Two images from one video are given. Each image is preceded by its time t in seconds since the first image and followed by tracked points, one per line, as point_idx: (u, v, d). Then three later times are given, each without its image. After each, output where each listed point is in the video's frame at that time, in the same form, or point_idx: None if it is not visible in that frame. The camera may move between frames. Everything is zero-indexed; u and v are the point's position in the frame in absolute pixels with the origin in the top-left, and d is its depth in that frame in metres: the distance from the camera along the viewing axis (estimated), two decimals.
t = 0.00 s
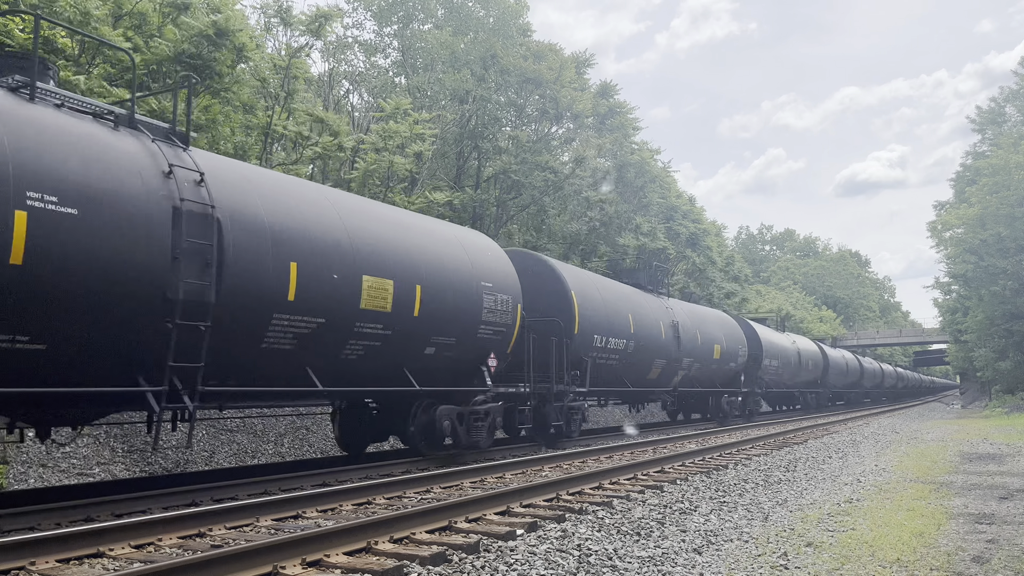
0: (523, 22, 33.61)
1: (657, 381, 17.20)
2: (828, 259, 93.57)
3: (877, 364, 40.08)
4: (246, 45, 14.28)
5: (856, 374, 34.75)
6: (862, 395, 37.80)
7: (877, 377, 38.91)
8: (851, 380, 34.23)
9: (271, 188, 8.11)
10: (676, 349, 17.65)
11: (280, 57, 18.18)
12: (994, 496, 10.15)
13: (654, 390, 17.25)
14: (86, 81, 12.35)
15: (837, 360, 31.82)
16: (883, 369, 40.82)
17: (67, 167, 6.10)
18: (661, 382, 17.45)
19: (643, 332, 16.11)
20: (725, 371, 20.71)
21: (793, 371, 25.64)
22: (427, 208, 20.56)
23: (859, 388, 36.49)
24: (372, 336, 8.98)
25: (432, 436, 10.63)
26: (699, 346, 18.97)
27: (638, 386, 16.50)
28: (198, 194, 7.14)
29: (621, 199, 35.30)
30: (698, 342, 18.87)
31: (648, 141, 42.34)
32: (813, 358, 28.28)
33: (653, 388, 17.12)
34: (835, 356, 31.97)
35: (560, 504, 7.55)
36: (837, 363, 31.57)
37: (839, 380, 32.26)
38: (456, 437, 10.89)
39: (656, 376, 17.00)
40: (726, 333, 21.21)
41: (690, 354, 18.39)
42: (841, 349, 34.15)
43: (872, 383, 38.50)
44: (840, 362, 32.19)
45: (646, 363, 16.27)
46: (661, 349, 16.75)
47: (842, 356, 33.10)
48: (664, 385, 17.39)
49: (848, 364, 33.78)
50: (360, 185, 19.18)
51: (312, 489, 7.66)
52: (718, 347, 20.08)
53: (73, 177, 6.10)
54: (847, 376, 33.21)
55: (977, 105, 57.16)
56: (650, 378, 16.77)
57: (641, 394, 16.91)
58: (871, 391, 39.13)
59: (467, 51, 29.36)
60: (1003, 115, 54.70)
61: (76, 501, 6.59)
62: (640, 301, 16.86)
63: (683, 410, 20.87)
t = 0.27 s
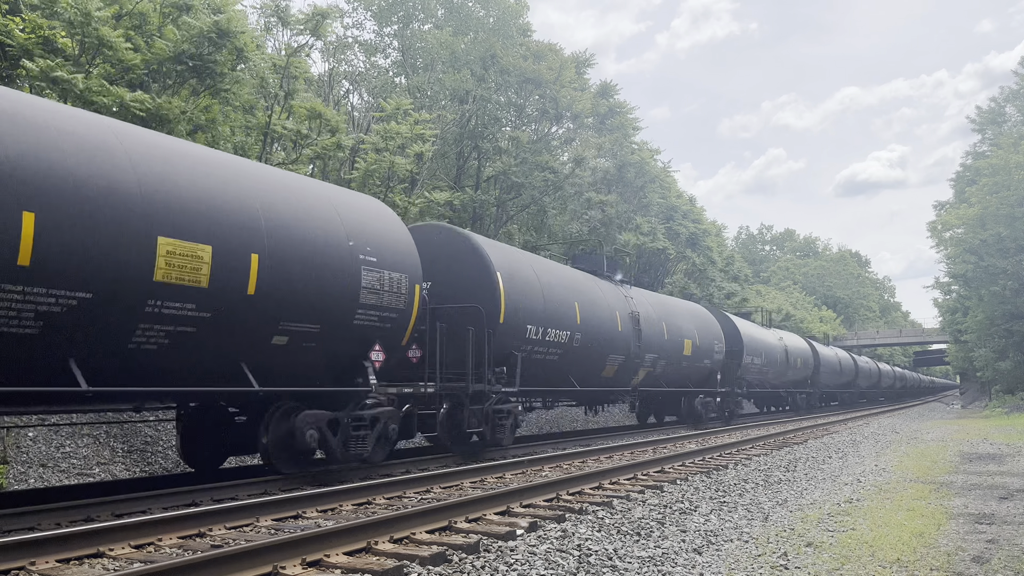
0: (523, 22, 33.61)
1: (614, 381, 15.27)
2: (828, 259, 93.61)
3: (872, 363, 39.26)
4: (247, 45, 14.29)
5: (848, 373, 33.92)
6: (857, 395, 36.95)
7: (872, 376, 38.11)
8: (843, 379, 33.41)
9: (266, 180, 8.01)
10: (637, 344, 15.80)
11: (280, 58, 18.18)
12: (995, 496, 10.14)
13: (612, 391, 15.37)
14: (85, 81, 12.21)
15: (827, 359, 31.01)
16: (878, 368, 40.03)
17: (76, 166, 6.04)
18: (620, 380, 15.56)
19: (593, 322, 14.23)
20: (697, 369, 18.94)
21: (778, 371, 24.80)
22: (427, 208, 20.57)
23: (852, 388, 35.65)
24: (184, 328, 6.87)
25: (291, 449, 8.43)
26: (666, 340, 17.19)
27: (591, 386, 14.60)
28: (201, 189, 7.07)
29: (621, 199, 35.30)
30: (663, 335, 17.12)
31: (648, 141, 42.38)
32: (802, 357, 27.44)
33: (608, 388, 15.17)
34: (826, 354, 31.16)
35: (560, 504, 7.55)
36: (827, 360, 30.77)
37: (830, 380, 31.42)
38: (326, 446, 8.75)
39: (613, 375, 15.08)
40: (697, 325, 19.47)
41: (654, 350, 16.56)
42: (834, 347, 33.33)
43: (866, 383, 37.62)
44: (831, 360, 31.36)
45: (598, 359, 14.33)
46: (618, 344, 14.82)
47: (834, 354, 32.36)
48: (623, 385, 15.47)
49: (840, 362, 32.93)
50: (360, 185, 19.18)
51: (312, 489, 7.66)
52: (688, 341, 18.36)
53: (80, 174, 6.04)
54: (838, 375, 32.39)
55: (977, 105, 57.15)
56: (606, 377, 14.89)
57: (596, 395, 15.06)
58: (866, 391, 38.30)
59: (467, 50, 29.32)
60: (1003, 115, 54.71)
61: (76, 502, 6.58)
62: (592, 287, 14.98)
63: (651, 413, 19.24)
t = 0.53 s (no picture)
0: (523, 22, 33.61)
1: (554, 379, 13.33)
2: (828, 259, 93.60)
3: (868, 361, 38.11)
4: (246, 45, 14.30)
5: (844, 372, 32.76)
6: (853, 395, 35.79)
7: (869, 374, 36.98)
8: (839, 378, 32.26)
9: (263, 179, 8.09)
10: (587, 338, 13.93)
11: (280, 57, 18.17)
12: (994, 496, 10.14)
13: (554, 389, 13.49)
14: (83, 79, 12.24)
15: (822, 358, 29.79)
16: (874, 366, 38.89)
17: (73, 164, 6.12)
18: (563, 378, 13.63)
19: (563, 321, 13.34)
20: (661, 366, 17.08)
21: (768, 373, 23.53)
22: (427, 208, 20.56)
23: (848, 387, 34.53)
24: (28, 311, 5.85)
25: (63, 474, 6.32)
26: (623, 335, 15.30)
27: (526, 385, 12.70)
28: (196, 187, 7.16)
29: (621, 199, 35.30)
30: (619, 329, 15.24)
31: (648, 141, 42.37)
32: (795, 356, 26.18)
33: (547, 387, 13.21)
34: (820, 352, 29.95)
35: (560, 504, 7.55)
36: (823, 360, 29.58)
37: (826, 380, 30.21)
38: (110, 466, 6.53)
39: (552, 373, 13.14)
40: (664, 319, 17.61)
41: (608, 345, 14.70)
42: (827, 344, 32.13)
43: (863, 382, 36.47)
44: (826, 358, 30.18)
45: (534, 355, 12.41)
46: (559, 338, 12.92)
47: (828, 352, 31.20)
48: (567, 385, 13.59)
49: (836, 360, 31.77)
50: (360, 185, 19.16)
51: (312, 489, 7.65)
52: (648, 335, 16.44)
53: (78, 172, 6.13)
54: (834, 376, 31.20)
55: (977, 105, 57.12)
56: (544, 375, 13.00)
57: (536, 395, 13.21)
58: (862, 390, 37.21)
59: (467, 50, 29.31)
60: (1003, 115, 54.69)
61: (76, 502, 6.58)
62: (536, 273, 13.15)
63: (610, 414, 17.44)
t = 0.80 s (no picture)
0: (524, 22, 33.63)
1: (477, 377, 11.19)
2: (827, 259, 93.59)
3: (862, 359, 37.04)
4: (247, 45, 14.31)
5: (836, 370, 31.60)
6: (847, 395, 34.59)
7: (862, 372, 35.81)
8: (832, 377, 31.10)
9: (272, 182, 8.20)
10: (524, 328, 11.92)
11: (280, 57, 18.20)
12: (994, 496, 10.15)
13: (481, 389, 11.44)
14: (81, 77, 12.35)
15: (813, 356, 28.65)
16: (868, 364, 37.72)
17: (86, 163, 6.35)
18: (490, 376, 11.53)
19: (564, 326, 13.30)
20: (619, 364, 15.08)
21: (753, 372, 22.23)
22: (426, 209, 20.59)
23: (841, 387, 33.32)
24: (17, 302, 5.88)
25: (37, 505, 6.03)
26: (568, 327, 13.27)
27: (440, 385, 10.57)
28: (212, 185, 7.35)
29: (621, 199, 35.31)
30: (563, 319, 13.15)
31: (648, 141, 42.39)
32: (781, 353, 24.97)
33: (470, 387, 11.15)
34: (811, 350, 28.79)
35: (560, 504, 7.55)
36: (813, 358, 28.43)
37: (816, 379, 29.00)
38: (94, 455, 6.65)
39: (475, 370, 11.05)
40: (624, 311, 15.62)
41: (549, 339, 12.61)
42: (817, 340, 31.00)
43: (857, 382, 35.30)
44: (816, 356, 29.02)
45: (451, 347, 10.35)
46: (483, 331, 10.87)
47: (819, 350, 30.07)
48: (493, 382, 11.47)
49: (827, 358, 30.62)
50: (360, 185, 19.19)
51: (312, 489, 7.66)
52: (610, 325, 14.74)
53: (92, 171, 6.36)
54: (826, 375, 30.04)
55: (977, 105, 57.10)
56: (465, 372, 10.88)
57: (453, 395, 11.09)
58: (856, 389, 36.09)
59: (467, 50, 29.33)
60: (1003, 115, 54.70)
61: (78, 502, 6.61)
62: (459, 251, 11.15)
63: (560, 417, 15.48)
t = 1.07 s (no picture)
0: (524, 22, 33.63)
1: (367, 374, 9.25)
2: (827, 259, 93.63)
3: (853, 357, 35.87)
4: (246, 44, 14.29)
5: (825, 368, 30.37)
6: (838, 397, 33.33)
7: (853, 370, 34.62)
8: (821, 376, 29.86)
9: (266, 185, 8.11)
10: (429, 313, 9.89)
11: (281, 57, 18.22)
12: (994, 496, 10.14)
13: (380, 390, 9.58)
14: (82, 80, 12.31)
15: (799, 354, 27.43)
16: (859, 362, 36.55)
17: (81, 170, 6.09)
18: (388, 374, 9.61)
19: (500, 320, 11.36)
20: (564, 361, 13.05)
21: (731, 369, 21.03)
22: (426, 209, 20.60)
23: (831, 387, 32.08)
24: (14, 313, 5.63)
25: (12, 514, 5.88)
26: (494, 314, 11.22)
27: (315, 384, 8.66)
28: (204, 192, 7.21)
29: (621, 199, 35.30)
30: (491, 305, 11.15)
31: (648, 141, 42.40)
32: (763, 350, 23.69)
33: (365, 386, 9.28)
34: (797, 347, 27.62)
35: (560, 504, 7.55)
36: (800, 356, 27.23)
37: (803, 378, 27.77)
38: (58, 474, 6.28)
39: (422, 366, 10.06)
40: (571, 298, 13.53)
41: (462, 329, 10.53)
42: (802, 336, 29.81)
43: (848, 381, 34.08)
44: (804, 353, 27.83)
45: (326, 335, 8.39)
46: (374, 317, 8.93)
47: (807, 347, 28.91)
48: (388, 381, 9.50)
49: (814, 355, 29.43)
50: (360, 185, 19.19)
51: (311, 489, 7.65)
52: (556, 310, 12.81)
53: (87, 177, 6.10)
54: (814, 373, 28.80)
55: (977, 105, 57.10)
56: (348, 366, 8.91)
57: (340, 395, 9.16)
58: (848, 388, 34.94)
59: (467, 50, 29.35)
60: (1003, 115, 54.71)
61: (77, 501, 6.58)
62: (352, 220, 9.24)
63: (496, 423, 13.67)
